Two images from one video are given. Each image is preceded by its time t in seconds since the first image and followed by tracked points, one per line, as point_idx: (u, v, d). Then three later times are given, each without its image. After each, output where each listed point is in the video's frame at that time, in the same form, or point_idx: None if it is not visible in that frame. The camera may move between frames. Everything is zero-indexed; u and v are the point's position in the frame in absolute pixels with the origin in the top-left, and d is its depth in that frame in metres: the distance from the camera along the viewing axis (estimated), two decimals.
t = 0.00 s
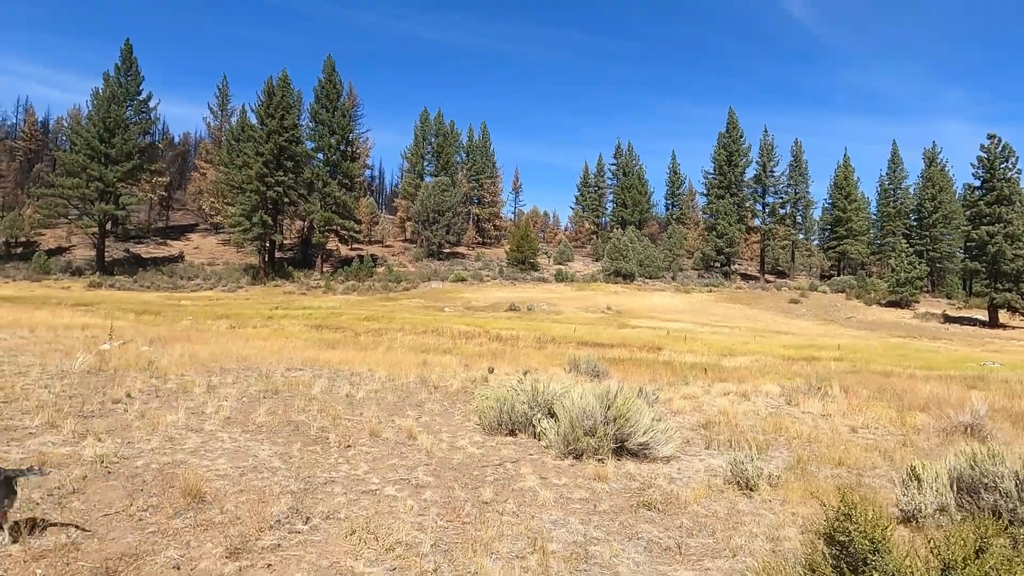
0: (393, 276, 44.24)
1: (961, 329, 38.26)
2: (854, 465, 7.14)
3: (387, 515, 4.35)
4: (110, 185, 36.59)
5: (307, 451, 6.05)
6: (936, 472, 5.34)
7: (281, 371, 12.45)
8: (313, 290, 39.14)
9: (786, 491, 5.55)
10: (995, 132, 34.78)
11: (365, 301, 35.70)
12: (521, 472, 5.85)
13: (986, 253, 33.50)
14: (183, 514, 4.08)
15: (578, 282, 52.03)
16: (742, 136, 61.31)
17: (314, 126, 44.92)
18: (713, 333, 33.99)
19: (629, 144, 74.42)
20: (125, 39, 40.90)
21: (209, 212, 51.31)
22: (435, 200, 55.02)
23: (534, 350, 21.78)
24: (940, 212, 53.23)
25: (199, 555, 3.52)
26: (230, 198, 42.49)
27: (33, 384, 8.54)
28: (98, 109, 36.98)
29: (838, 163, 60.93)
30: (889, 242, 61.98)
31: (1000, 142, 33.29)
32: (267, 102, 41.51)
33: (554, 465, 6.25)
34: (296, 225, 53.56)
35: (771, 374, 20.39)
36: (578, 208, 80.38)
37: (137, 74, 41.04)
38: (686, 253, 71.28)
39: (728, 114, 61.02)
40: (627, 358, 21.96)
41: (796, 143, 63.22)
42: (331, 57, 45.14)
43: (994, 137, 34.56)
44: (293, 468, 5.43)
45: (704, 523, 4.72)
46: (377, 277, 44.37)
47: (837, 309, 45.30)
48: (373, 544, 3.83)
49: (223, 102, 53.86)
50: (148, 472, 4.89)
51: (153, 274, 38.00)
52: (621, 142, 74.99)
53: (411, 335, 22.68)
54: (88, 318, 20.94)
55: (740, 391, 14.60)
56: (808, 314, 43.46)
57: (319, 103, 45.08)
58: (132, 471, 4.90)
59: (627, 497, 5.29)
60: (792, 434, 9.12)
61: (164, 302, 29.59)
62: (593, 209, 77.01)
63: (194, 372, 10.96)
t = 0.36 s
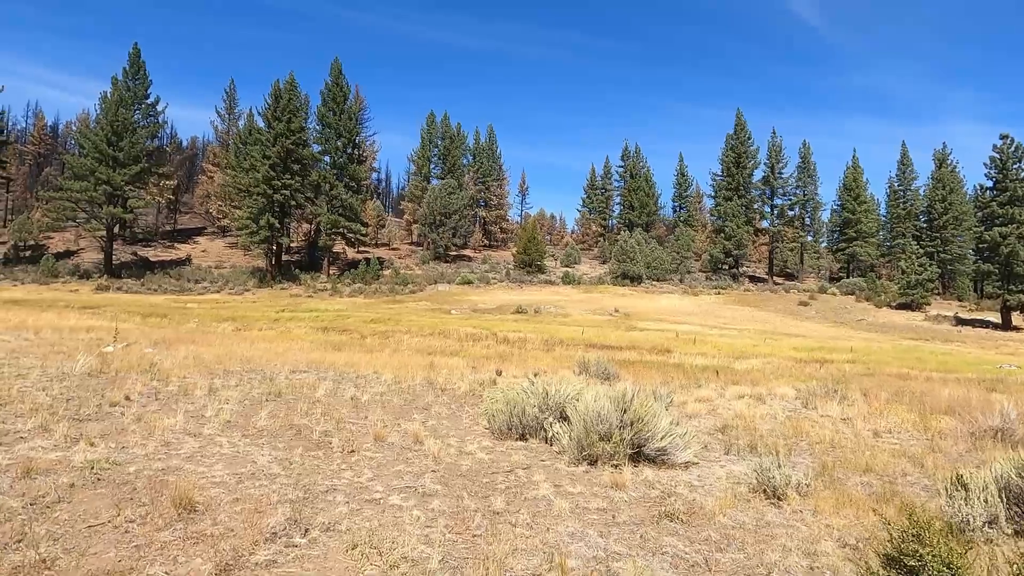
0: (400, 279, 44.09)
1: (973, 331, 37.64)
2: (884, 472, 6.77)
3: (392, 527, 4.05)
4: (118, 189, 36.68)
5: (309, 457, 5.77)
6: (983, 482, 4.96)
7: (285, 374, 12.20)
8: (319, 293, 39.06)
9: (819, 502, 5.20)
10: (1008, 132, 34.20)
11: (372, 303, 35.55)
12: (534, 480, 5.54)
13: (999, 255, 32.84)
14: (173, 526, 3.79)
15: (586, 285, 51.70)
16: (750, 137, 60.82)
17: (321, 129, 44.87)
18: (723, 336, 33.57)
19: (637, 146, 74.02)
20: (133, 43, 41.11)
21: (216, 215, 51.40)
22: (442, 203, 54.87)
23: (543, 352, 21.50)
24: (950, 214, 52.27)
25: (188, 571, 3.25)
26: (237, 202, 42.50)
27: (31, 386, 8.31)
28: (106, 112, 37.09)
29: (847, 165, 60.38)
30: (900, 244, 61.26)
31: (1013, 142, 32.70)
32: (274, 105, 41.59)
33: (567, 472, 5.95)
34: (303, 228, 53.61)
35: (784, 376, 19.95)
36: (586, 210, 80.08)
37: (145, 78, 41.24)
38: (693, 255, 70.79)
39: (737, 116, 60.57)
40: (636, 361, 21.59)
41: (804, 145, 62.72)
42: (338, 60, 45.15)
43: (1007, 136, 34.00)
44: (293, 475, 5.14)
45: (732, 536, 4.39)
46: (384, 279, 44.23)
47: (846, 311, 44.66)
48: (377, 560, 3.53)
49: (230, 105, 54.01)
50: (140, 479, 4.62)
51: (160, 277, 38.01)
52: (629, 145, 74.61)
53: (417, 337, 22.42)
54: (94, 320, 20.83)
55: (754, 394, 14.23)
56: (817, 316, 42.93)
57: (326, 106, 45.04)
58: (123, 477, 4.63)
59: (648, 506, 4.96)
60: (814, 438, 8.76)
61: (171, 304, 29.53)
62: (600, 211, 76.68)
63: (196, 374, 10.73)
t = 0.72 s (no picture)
0: (411, 285, 44.04)
1: (994, 336, 36.74)
2: (921, 487, 6.47)
3: (408, 550, 3.84)
4: (133, 198, 37.05)
5: (321, 471, 5.59)
6: None
7: (297, 383, 12.05)
8: (331, 300, 39.11)
9: (858, 521, 4.92)
10: None
11: (383, 311, 35.52)
12: (555, 495, 5.32)
13: (1019, 259, 32.01)
14: (179, 548, 3.60)
15: (597, 291, 51.36)
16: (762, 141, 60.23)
17: (332, 137, 45.06)
18: (737, 342, 33.07)
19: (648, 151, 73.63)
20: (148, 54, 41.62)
21: (229, 223, 51.74)
22: (453, 209, 54.89)
23: (556, 359, 21.25)
24: (968, 217, 51.28)
25: None
26: (250, 210, 42.73)
27: (42, 396, 8.21)
28: (121, 122, 37.49)
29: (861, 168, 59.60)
30: (916, 248, 60.30)
31: None
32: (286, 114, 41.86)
33: (589, 487, 5.74)
34: (315, 236, 53.80)
35: (804, 384, 19.47)
36: (597, 216, 79.79)
37: (160, 88, 41.77)
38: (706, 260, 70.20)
39: (748, 120, 60.10)
40: (651, 368, 21.23)
41: (817, 148, 62.05)
42: (350, 69, 45.42)
43: None
44: (305, 491, 4.95)
45: (769, 558, 4.13)
46: (395, 286, 44.21)
47: (863, 317, 43.87)
48: None
49: (243, 115, 54.52)
50: (147, 496, 4.45)
51: (174, 285, 38.27)
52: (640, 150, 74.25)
53: (429, 344, 22.27)
54: (108, 328, 20.91)
55: (775, 402, 13.85)
56: (833, 322, 42.21)
57: (337, 114, 45.22)
58: (129, 494, 4.46)
59: (677, 525, 4.71)
60: (842, 450, 8.46)
61: (184, 312, 29.65)
62: (612, 217, 76.33)
63: (208, 384, 10.61)
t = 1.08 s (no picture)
0: (419, 289, 43.85)
1: (1009, 339, 36.09)
2: (966, 495, 6.14)
3: (435, 566, 3.58)
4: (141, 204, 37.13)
5: (338, 480, 5.33)
6: None
7: (308, 387, 11.80)
8: (339, 304, 38.99)
9: (909, 533, 4.62)
10: None
11: (391, 315, 35.35)
12: (584, 506, 5.05)
13: None
14: (192, 565, 3.36)
15: (606, 294, 51.02)
16: (770, 143, 59.77)
17: (340, 141, 45.00)
18: (748, 345, 32.66)
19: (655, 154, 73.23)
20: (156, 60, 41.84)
21: (237, 228, 51.78)
22: (460, 213, 54.76)
23: (568, 363, 20.96)
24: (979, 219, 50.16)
25: None
26: (258, 214, 42.72)
27: (50, 401, 8.00)
28: (129, 128, 37.58)
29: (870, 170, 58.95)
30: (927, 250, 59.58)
31: None
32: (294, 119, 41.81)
33: (618, 496, 5.49)
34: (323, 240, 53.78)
35: (821, 387, 19.01)
36: (604, 219, 79.50)
37: (168, 94, 41.92)
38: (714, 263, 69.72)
39: (756, 122, 59.68)
40: (663, 372, 20.88)
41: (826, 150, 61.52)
42: (356, 73, 45.41)
43: None
44: (323, 501, 4.71)
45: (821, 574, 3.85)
46: (403, 290, 44.03)
47: (873, 319, 43.33)
48: None
49: (250, 120, 54.64)
50: (158, 507, 4.21)
51: (182, 290, 38.25)
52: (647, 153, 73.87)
53: (438, 348, 22.05)
54: (117, 333, 20.80)
55: (794, 406, 13.47)
56: (844, 325, 41.64)
57: (344, 119, 45.16)
58: (139, 505, 4.22)
59: (717, 538, 4.43)
60: (874, 455, 8.15)
61: (192, 317, 29.56)
62: (619, 220, 76.00)
63: (217, 388, 10.40)
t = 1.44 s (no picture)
0: (427, 292, 43.68)
1: None
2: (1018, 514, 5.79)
3: None
4: (151, 207, 37.22)
5: (355, 495, 5.09)
6: None
7: (319, 393, 11.58)
8: (348, 307, 38.89)
9: (968, 559, 4.32)
10: None
11: (400, 318, 35.17)
12: (616, 525, 4.78)
13: None
14: None
15: (615, 297, 50.62)
16: (780, 146, 59.23)
17: (348, 145, 44.96)
18: (761, 349, 32.21)
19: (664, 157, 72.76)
20: (166, 64, 42.03)
21: (246, 231, 51.85)
22: (469, 216, 54.57)
23: (579, 368, 20.66)
24: (992, 221, 49.70)
25: None
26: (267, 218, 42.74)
27: (59, 408, 7.81)
28: (139, 131, 37.69)
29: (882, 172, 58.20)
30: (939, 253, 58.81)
31: None
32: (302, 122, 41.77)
33: (649, 514, 5.24)
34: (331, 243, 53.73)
35: (839, 393, 18.54)
36: (612, 222, 79.08)
37: (177, 98, 42.08)
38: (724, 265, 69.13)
39: (766, 124, 59.11)
40: (676, 377, 20.52)
41: (837, 153, 60.86)
42: (365, 76, 45.38)
43: None
44: (340, 519, 4.46)
45: None
46: (411, 294, 43.87)
47: (886, 322, 42.69)
48: None
49: (259, 123, 54.78)
50: (167, 526, 3.97)
51: (191, 293, 38.27)
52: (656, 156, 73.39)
53: (448, 352, 21.81)
54: (126, 337, 20.70)
55: (815, 414, 13.07)
56: (857, 328, 41.03)
57: (353, 122, 45.07)
58: (148, 524, 3.98)
59: (762, 563, 4.14)
60: (910, 468, 7.80)
61: (201, 320, 29.48)
62: (628, 223, 75.57)
63: (227, 395, 10.21)
